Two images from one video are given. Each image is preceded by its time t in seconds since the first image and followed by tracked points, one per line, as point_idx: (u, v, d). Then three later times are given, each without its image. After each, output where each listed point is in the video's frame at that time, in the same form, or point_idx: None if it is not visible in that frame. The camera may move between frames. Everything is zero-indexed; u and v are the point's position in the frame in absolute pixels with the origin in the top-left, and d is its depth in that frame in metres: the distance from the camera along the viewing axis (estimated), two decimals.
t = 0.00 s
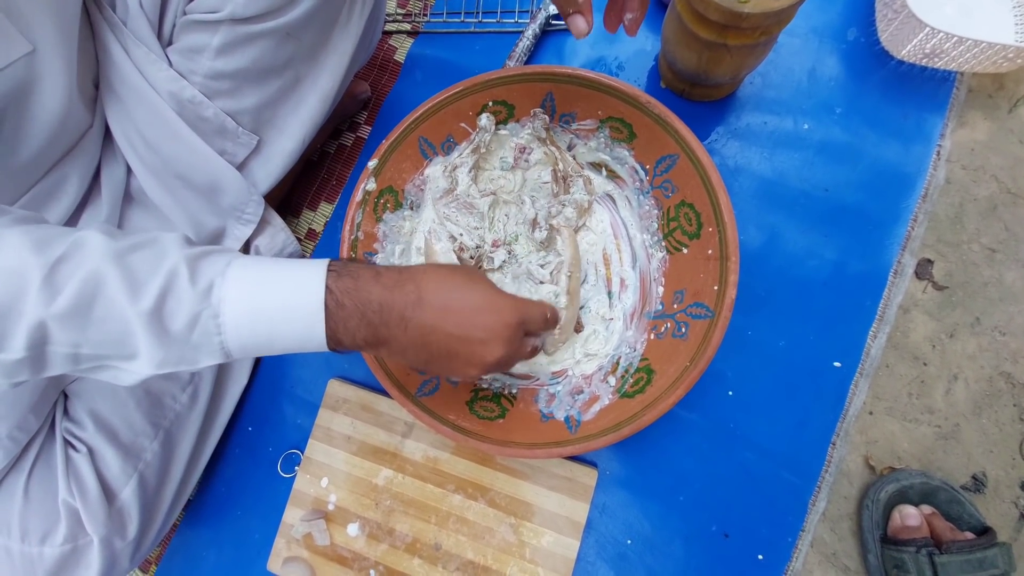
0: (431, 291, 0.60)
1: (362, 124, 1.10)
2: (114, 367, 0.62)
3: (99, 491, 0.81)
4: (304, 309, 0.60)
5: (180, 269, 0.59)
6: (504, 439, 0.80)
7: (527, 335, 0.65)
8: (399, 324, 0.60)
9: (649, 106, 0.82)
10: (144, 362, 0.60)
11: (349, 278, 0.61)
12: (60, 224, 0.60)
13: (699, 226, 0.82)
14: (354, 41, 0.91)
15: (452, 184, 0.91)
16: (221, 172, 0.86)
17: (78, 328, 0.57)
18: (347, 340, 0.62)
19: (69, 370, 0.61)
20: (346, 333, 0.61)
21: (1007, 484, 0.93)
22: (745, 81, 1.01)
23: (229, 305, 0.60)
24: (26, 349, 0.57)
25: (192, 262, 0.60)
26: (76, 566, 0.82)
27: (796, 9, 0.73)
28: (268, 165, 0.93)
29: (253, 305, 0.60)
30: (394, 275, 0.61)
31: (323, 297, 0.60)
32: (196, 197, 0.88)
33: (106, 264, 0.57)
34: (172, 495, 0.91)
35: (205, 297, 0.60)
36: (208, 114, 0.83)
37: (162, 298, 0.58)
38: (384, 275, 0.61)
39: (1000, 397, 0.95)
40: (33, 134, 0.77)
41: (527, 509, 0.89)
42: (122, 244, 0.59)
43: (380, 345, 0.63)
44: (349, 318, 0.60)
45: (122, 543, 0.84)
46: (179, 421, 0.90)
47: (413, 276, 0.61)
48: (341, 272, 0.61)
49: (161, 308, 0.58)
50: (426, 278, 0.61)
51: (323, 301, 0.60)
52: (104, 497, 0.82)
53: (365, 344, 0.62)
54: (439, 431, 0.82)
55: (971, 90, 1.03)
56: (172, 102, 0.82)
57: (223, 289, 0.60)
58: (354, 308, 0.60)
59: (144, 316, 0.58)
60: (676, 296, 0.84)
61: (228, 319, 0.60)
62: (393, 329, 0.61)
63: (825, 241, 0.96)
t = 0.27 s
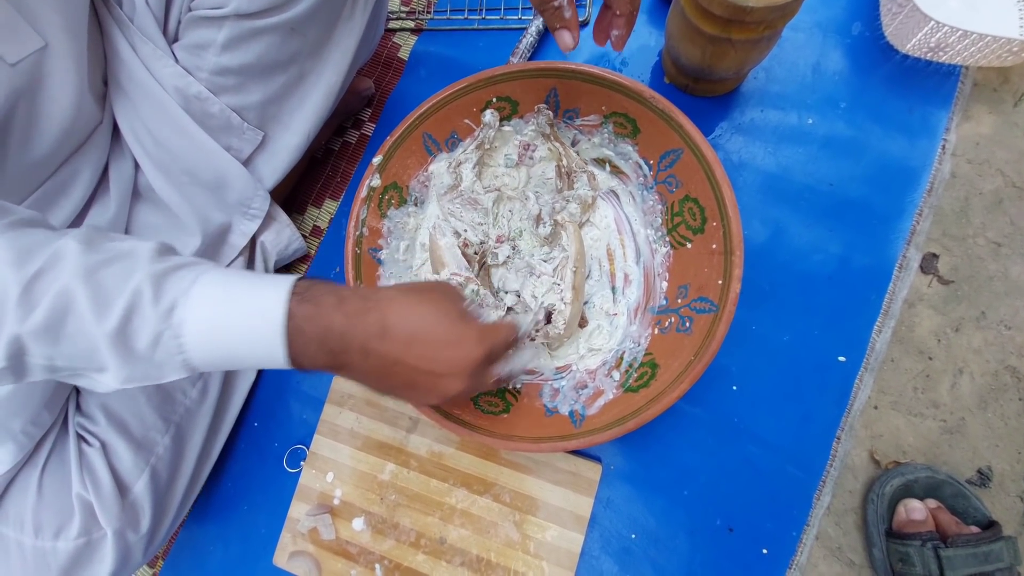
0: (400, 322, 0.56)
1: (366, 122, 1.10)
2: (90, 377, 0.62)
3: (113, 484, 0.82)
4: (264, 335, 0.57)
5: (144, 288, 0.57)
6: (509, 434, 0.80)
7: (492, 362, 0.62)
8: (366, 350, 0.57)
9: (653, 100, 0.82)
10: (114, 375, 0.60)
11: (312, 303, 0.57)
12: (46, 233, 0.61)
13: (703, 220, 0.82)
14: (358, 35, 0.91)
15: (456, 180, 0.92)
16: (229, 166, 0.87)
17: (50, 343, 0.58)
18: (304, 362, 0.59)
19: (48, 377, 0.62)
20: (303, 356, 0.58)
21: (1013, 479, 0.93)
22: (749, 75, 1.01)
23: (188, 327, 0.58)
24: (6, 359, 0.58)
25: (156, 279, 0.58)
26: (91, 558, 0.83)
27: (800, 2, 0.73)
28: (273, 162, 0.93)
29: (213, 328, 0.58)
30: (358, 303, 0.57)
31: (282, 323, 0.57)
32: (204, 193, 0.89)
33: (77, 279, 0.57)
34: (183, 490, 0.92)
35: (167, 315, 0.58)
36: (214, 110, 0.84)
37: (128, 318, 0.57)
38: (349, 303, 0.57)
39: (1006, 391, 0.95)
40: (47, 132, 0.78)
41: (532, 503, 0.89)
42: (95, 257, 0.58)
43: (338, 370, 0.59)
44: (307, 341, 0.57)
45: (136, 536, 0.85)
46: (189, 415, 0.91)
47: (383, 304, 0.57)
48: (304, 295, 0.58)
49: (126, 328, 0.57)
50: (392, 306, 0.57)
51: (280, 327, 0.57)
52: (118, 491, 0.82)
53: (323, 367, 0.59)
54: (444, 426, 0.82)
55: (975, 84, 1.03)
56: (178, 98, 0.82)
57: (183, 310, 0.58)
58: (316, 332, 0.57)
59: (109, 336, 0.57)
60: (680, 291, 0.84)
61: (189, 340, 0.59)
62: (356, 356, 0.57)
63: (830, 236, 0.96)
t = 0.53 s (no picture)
0: (353, 248, 0.66)
1: (366, 114, 1.11)
2: (71, 326, 0.64)
3: (104, 474, 0.82)
4: (233, 268, 0.62)
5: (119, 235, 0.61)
6: (508, 425, 0.80)
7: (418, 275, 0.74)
8: (322, 277, 0.65)
9: (654, 92, 0.82)
10: (95, 318, 0.62)
11: (285, 240, 0.64)
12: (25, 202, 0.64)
13: (703, 212, 0.82)
14: (359, 32, 0.91)
15: (456, 171, 0.92)
16: (229, 160, 0.87)
17: (31, 290, 0.59)
18: (272, 296, 0.65)
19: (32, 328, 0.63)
20: (273, 291, 0.65)
21: (1011, 472, 0.93)
22: (749, 69, 1.00)
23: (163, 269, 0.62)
24: None
25: (131, 229, 0.62)
26: (81, 549, 0.83)
27: None
28: (273, 155, 0.93)
29: (185, 268, 0.62)
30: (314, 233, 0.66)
31: (248, 257, 0.62)
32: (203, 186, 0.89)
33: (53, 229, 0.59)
34: (176, 481, 0.92)
35: (140, 259, 0.61)
36: (214, 103, 0.84)
37: (104, 262, 0.60)
38: (305, 236, 0.65)
39: (1005, 384, 0.95)
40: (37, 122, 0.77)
41: (531, 495, 0.90)
42: (69, 215, 0.61)
43: (304, 299, 0.67)
44: (279, 273, 0.64)
45: (127, 527, 0.85)
46: (183, 407, 0.91)
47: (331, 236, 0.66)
48: (264, 234, 0.64)
49: (104, 270, 0.60)
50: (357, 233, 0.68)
51: (248, 261, 0.62)
52: (109, 481, 0.83)
53: (292, 297, 0.66)
54: (443, 417, 0.82)
55: (976, 77, 1.03)
56: (178, 92, 0.82)
57: (158, 251, 0.61)
58: (285, 266, 0.64)
59: (89, 279, 0.60)
60: (680, 283, 0.84)
61: (164, 279, 0.62)
62: (323, 281, 0.65)
63: (830, 229, 0.96)
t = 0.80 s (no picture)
0: (422, 219, 0.72)
1: (372, 116, 1.11)
2: (160, 283, 0.65)
3: (117, 471, 0.82)
4: (324, 229, 0.67)
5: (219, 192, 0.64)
6: (511, 424, 0.81)
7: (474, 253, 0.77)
8: (386, 250, 0.71)
9: (658, 95, 0.82)
10: (189, 273, 0.64)
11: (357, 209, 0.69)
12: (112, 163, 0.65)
13: (706, 214, 0.83)
14: (364, 30, 0.91)
15: (479, 185, 0.91)
16: (235, 160, 0.88)
17: (131, 243, 0.60)
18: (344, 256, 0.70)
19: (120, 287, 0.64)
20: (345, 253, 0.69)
21: (1013, 474, 0.93)
22: (752, 71, 1.01)
23: (262, 226, 0.65)
24: (87, 262, 0.59)
25: (227, 187, 0.65)
26: (94, 546, 0.83)
27: None
28: (280, 156, 0.94)
29: (279, 226, 0.65)
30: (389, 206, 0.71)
31: (338, 220, 0.67)
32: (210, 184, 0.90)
33: (149, 185, 0.61)
34: (187, 478, 0.93)
35: (240, 217, 0.64)
36: (222, 103, 0.84)
37: (207, 217, 0.62)
38: (384, 204, 0.71)
39: (1006, 386, 0.95)
40: (45, 121, 0.78)
41: (534, 494, 0.90)
42: (164, 174, 0.63)
43: (371, 262, 0.72)
44: (356, 237, 0.69)
45: (139, 524, 0.86)
46: (193, 404, 0.92)
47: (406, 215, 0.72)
48: (349, 201, 0.69)
49: (205, 224, 0.62)
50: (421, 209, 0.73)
51: (337, 223, 0.67)
52: (122, 478, 0.83)
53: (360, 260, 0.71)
54: (446, 416, 0.83)
55: (978, 80, 1.03)
56: (186, 92, 0.83)
57: (255, 211, 0.65)
58: (361, 231, 0.69)
59: (192, 232, 0.61)
60: (683, 285, 0.85)
61: (262, 236, 0.65)
62: (392, 248, 0.71)
63: (832, 231, 0.96)
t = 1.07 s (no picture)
0: (399, 206, 0.78)
1: (372, 121, 1.12)
2: (147, 281, 0.71)
3: (111, 477, 0.83)
4: (303, 217, 0.72)
5: (196, 195, 0.68)
6: (512, 428, 0.81)
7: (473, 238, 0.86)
8: (369, 239, 0.77)
9: (656, 99, 0.83)
10: (175, 271, 0.69)
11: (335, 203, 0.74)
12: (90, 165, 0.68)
13: (705, 217, 0.83)
14: (364, 36, 0.92)
15: (480, 187, 0.94)
16: (236, 166, 0.88)
17: (115, 247, 0.65)
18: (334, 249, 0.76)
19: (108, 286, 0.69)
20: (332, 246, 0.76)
21: (1014, 475, 0.93)
22: (750, 75, 1.01)
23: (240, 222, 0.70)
24: (74, 266, 0.64)
25: (201, 188, 0.69)
26: (88, 551, 0.83)
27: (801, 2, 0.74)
28: (280, 161, 0.94)
29: (258, 220, 0.70)
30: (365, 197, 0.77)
31: (315, 211, 0.73)
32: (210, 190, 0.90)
33: (134, 193, 0.65)
34: (183, 484, 0.93)
35: (219, 215, 0.69)
36: (222, 109, 0.85)
37: (185, 220, 0.67)
38: (360, 196, 0.76)
39: (1006, 387, 0.95)
40: (45, 125, 0.79)
41: (535, 498, 0.90)
42: (139, 175, 0.67)
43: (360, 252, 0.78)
44: (338, 228, 0.74)
45: (134, 529, 0.85)
46: (190, 410, 0.92)
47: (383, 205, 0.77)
48: (327, 193, 0.74)
49: (185, 226, 0.67)
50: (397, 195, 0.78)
51: (315, 213, 0.73)
52: (117, 484, 0.83)
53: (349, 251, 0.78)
54: (447, 420, 0.83)
55: (975, 82, 1.04)
56: (187, 98, 0.83)
57: (234, 208, 0.69)
58: (341, 224, 0.74)
59: (173, 234, 0.66)
60: (682, 287, 0.85)
61: (243, 232, 0.70)
62: (374, 237, 0.77)
63: (831, 233, 0.96)
